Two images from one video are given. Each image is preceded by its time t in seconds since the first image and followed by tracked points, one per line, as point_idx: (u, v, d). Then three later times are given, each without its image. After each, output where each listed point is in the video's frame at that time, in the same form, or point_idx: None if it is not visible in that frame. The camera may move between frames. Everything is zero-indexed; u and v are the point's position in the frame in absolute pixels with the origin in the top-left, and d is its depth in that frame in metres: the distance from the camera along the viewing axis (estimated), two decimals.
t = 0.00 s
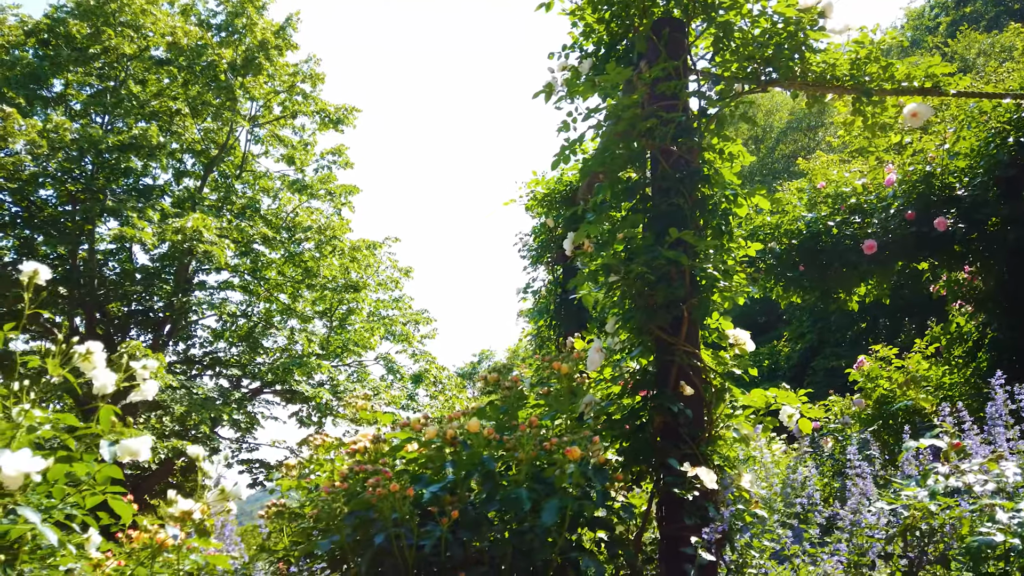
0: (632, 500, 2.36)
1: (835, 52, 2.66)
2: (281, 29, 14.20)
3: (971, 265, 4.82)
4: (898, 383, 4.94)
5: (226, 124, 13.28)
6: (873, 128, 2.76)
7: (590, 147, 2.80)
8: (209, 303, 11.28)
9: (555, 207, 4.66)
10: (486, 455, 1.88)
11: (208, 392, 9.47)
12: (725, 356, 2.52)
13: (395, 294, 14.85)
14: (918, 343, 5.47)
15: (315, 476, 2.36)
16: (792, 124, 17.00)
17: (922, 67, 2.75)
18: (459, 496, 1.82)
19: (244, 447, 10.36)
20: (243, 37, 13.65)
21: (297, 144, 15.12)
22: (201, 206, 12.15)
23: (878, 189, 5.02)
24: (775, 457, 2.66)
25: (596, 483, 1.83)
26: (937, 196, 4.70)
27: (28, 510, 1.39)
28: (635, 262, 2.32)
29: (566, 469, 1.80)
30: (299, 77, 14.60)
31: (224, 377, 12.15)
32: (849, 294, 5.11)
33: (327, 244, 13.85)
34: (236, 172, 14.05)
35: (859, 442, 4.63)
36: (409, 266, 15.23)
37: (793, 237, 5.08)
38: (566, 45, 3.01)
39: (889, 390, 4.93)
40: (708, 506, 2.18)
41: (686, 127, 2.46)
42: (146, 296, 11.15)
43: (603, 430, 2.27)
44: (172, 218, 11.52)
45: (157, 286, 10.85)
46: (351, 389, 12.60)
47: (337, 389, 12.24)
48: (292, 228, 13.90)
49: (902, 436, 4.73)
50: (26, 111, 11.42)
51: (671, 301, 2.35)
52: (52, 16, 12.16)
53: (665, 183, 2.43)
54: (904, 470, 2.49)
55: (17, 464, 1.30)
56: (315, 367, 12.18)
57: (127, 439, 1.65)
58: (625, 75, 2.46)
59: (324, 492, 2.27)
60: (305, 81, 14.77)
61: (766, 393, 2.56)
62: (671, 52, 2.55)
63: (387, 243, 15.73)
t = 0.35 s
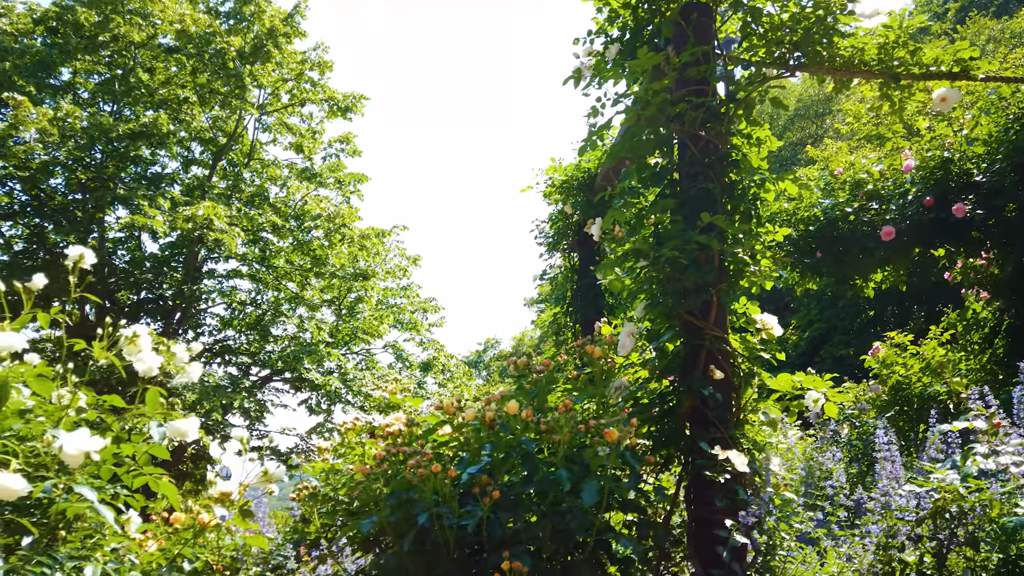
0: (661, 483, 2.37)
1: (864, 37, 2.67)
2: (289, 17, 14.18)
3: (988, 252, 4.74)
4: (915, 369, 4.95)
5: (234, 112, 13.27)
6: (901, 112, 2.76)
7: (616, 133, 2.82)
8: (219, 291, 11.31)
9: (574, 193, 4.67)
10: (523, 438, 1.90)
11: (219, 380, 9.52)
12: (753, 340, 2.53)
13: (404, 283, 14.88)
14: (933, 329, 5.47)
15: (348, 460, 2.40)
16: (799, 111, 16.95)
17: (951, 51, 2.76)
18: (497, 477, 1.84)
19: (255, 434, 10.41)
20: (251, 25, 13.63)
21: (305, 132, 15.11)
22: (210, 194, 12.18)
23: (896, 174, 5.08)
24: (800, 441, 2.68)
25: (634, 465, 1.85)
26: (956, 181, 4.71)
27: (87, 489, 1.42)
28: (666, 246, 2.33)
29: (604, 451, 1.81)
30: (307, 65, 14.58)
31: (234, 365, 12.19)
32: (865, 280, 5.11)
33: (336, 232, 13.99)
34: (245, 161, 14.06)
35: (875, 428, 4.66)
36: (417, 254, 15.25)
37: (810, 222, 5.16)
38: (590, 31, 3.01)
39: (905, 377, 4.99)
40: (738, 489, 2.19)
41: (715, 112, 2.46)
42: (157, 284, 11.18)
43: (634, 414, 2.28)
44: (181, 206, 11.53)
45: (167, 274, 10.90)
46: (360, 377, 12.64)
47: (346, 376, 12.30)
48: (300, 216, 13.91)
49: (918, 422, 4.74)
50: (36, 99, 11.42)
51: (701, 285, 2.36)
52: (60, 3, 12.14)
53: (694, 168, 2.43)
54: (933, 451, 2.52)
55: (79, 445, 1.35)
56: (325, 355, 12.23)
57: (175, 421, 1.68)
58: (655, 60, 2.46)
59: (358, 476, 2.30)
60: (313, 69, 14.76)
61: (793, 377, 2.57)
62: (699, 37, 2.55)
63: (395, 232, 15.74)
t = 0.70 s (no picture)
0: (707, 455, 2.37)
1: (911, 5, 2.63)
2: None
3: None
4: (954, 346, 4.89)
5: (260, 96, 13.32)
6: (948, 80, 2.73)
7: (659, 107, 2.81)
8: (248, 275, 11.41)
9: (609, 170, 4.65)
10: (575, 407, 1.90)
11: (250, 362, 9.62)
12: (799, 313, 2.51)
13: (430, 265, 14.91)
14: (972, 307, 5.40)
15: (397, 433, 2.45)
16: (828, 89, 16.67)
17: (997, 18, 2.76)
18: (549, 447, 1.85)
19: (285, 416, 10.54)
20: (276, 9, 13.64)
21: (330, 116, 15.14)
22: (239, 179, 12.26)
23: (935, 149, 5.00)
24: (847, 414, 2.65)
25: (686, 435, 1.85)
26: (997, 155, 4.74)
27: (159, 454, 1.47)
28: (712, 218, 2.32)
29: (657, 422, 1.81)
30: (332, 48, 14.57)
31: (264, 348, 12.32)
32: (903, 259, 4.89)
33: (362, 215, 13.96)
34: (271, 145, 14.11)
35: (913, 405, 4.62)
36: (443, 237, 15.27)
37: (847, 198, 5.16)
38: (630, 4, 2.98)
39: (942, 353, 4.95)
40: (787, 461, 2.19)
41: (761, 83, 2.43)
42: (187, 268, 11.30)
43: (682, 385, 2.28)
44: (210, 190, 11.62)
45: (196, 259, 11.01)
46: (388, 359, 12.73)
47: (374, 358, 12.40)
48: (327, 200, 13.98)
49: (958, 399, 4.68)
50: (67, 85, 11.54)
51: (747, 258, 2.34)
52: None
53: (739, 139, 2.41)
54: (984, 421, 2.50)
55: (153, 409, 1.42)
56: (353, 337, 12.31)
57: (236, 388, 1.74)
58: (698, 32, 2.44)
59: (408, 448, 2.34)
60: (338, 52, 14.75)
61: (839, 350, 2.55)
62: (743, 7, 2.51)
63: (420, 214, 15.76)
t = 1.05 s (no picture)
0: (762, 423, 2.35)
1: None
2: None
3: None
4: (1007, 316, 4.78)
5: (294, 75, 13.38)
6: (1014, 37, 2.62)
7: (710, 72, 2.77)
8: (285, 253, 11.51)
9: (652, 140, 4.59)
10: (635, 372, 1.88)
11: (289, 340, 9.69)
12: (855, 280, 2.45)
13: (465, 242, 14.93)
14: None
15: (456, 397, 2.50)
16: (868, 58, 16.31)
17: None
18: (608, 412, 1.85)
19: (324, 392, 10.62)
20: None
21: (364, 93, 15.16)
22: (275, 157, 12.36)
23: (988, 113, 4.93)
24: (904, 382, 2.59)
25: (747, 400, 1.84)
26: None
27: (226, 418, 1.52)
28: (769, 182, 2.29)
29: (718, 386, 1.80)
30: (365, 25, 14.57)
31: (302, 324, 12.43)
32: (955, 226, 4.83)
33: (397, 192, 14.10)
34: (306, 124, 14.18)
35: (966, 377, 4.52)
36: (478, 214, 15.27)
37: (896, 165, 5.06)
38: None
39: (993, 324, 4.82)
40: (845, 428, 2.17)
41: (817, 43, 2.37)
42: (226, 246, 11.41)
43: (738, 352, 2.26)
44: (248, 168, 11.71)
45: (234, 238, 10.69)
46: (425, 335, 12.78)
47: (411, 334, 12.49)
48: (362, 177, 14.05)
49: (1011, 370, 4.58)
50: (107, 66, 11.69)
51: (803, 222, 2.30)
52: None
53: (794, 102, 2.37)
54: None
55: (227, 372, 1.44)
56: (391, 314, 12.35)
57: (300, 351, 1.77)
58: None
59: (463, 416, 2.36)
60: (371, 29, 14.74)
61: (897, 316, 2.49)
62: None
63: (454, 191, 15.76)
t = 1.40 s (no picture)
0: (816, 405, 2.32)
1: None
2: None
3: None
4: None
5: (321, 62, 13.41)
6: None
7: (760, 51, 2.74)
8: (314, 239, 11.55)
9: (690, 122, 4.56)
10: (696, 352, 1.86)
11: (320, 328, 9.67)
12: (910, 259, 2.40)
13: (491, 229, 14.93)
14: None
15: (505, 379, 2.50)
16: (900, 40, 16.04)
17: None
18: (667, 391, 1.83)
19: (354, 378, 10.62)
20: None
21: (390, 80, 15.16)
22: (303, 145, 12.40)
23: None
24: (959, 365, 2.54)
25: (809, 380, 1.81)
26: None
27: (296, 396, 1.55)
28: (825, 160, 2.26)
29: (781, 365, 1.77)
30: (392, 12, 14.52)
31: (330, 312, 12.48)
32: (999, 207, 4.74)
33: (425, 179, 13.97)
34: (333, 111, 14.21)
35: (1011, 362, 4.43)
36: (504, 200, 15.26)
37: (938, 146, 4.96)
38: None
39: None
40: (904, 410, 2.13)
41: (873, 18, 2.32)
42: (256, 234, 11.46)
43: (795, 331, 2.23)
44: (277, 156, 11.75)
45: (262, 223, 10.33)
46: (452, 322, 12.77)
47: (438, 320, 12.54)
48: (389, 164, 14.08)
49: None
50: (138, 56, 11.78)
51: (860, 201, 2.27)
52: None
53: (849, 79, 2.33)
54: None
55: (299, 349, 1.56)
56: (417, 301, 12.15)
57: (362, 332, 1.84)
58: None
59: (516, 396, 2.35)
60: (397, 16, 14.70)
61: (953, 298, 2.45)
62: None
63: (480, 178, 15.74)
